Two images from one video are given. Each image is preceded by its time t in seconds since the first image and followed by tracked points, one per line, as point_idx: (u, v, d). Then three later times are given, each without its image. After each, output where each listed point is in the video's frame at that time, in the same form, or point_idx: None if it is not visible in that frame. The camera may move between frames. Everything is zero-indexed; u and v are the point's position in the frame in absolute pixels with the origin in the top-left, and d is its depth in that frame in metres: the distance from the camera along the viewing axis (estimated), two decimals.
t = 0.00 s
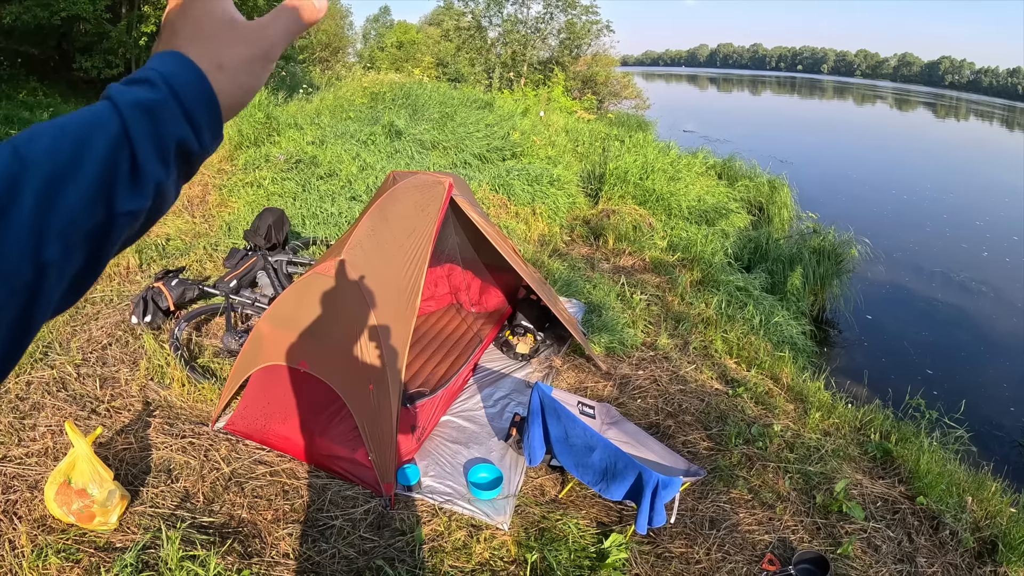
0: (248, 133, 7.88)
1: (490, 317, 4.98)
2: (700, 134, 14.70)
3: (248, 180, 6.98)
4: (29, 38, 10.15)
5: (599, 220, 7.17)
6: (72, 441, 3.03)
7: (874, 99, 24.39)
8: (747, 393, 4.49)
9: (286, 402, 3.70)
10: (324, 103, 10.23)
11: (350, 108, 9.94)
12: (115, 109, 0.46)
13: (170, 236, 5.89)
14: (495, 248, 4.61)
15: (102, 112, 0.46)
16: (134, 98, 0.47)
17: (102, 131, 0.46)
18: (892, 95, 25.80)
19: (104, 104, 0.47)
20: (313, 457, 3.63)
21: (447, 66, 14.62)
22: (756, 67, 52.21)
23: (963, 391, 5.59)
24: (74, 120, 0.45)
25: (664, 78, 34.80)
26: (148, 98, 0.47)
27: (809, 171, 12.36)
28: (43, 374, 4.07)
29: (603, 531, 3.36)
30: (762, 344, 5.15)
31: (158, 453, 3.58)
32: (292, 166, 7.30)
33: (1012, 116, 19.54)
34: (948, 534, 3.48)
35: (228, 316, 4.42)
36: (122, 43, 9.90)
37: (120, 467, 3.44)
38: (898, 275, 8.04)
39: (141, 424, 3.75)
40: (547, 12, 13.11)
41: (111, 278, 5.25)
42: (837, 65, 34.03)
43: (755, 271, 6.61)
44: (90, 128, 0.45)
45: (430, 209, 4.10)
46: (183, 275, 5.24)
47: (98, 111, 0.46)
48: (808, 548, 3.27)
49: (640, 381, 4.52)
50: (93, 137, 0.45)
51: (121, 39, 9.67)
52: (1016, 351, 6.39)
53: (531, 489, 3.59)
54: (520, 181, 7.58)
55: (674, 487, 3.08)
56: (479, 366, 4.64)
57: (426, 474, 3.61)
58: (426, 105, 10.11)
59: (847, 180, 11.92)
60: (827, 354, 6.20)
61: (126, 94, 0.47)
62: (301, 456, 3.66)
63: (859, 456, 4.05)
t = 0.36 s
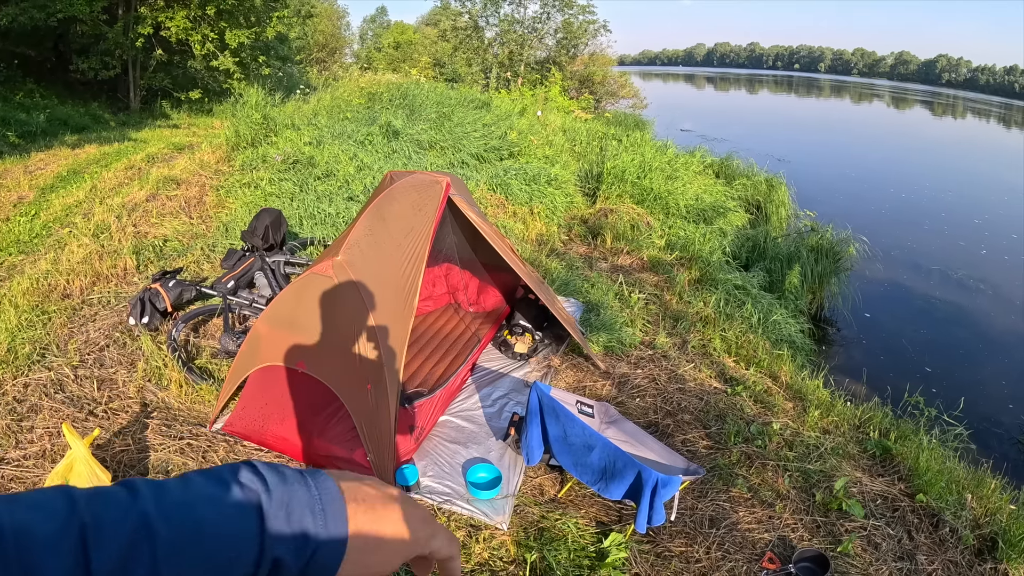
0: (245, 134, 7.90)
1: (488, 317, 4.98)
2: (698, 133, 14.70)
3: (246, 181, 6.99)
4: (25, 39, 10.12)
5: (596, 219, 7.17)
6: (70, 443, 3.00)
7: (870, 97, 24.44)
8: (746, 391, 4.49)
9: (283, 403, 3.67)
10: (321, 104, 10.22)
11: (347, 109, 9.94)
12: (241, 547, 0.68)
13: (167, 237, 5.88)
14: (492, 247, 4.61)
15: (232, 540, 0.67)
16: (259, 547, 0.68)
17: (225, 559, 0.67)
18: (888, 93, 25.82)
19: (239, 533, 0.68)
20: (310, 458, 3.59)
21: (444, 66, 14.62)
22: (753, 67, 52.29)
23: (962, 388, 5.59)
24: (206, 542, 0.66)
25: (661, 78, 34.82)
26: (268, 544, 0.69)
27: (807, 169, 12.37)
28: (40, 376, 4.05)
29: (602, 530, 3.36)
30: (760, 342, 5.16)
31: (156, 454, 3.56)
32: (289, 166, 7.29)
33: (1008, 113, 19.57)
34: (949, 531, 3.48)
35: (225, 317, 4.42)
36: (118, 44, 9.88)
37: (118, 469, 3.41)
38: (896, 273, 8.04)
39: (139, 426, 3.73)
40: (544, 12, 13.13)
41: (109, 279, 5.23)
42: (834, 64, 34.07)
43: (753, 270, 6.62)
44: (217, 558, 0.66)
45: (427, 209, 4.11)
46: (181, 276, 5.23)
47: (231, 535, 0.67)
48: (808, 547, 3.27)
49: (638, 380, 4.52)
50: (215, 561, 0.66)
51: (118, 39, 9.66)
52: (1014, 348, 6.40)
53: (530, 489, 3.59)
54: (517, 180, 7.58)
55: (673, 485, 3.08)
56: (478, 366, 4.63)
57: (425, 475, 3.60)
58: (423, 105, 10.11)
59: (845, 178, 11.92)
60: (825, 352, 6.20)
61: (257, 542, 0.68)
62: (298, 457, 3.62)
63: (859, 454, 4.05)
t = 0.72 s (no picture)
0: (242, 134, 7.88)
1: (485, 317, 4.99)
2: (696, 133, 14.70)
3: (243, 181, 6.97)
4: (23, 40, 10.09)
5: (594, 219, 7.16)
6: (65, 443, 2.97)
7: (869, 97, 24.44)
8: (744, 391, 4.49)
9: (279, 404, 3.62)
10: (318, 104, 10.21)
11: (345, 109, 9.92)
12: (209, 389, 0.58)
13: (164, 238, 5.87)
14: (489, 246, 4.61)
15: (194, 381, 0.57)
16: (227, 383, 0.59)
17: (194, 407, 0.57)
18: (886, 92, 25.83)
19: (199, 372, 0.58)
20: (309, 459, 3.62)
21: (442, 66, 14.62)
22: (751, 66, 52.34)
23: (960, 387, 5.59)
24: (170, 392, 0.56)
25: (660, 78, 34.79)
26: (234, 383, 0.59)
27: (805, 168, 12.37)
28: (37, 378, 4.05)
29: (600, 530, 3.36)
30: (758, 342, 5.15)
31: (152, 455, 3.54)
32: (287, 166, 7.27)
33: (1007, 113, 19.59)
34: (947, 530, 3.48)
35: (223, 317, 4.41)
36: (116, 45, 9.86)
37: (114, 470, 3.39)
38: (895, 271, 8.04)
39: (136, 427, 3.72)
40: (542, 12, 13.12)
41: (106, 280, 5.22)
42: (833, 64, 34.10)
43: (751, 269, 6.61)
44: (185, 406, 0.56)
45: (424, 209, 4.11)
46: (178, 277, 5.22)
47: (191, 377, 0.58)
48: (806, 546, 3.26)
49: (636, 380, 4.52)
50: (186, 409, 0.57)
51: (115, 40, 9.64)
52: (1012, 347, 6.41)
53: (527, 489, 3.59)
54: (515, 180, 7.57)
55: (670, 485, 3.08)
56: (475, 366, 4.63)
57: (422, 475, 3.60)
58: (421, 105, 10.10)
59: (843, 177, 11.94)
60: (824, 351, 6.20)
61: (222, 377, 0.59)
62: (298, 458, 3.67)
63: (857, 453, 4.05)
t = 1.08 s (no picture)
0: (240, 135, 7.88)
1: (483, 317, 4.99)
2: (695, 134, 14.70)
3: (241, 182, 6.97)
4: (21, 41, 10.09)
5: (592, 220, 7.16)
6: (63, 444, 2.93)
7: (868, 96, 24.42)
8: (742, 391, 4.49)
9: (276, 405, 3.57)
10: (317, 105, 10.21)
11: (343, 110, 9.92)
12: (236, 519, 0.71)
13: (162, 239, 5.86)
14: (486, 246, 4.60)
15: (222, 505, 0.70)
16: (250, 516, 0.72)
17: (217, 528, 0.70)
18: (885, 92, 25.82)
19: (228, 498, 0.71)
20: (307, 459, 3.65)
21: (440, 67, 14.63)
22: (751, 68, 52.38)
23: (958, 388, 5.59)
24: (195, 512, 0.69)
25: (659, 78, 34.75)
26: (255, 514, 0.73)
27: (804, 169, 12.37)
28: (35, 379, 4.05)
29: (596, 531, 3.35)
30: (756, 342, 5.15)
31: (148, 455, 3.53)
32: (285, 167, 7.27)
33: (1005, 112, 19.59)
34: (945, 531, 3.47)
35: (221, 318, 4.45)
36: (114, 45, 9.86)
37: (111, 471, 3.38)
38: (893, 272, 8.05)
39: (133, 428, 3.72)
40: (540, 12, 13.12)
41: (104, 281, 5.22)
42: (832, 64, 34.10)
43: (749, 270, 6.61)
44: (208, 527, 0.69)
45: (420, 209, 4.09)
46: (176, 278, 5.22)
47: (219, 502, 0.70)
48: (803, 547, 3.26)
49: (633, 381, 4.52)
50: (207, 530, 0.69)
51: (114, 40, 9.64)
52: (1011, 347, 6.40)
53: (524, 490, 3.59)
54: (513, 180, 7.57)
55: (666, 486, 3.08)
56: (472, 367, 4.63)
57: (419, 476, 3.59)
58: (419, 106, 10.10)
59: (841, 178, 11.95)
60: (822, 352, 6.20)
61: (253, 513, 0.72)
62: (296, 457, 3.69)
63: (855, 454, 4.05)
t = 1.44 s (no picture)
0: (240, 136, 7.88)
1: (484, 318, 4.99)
2: (694, 134, 14.73)
3: (241, 183, 6.98)
4: (21, 41, 10.09)
5: (592, 220, 7.17)
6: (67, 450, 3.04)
7: (866, 97, 24.44)
8: (742, 392, 4.50)
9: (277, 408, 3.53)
10: (316, 106, 10.21)
11: (342, 111, 9.93)
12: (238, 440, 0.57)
13: (163, 240, 5.87)
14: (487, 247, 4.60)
15: (220, 435, 0.56)
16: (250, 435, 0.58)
17: (216, 458, 0.56)
18: (884, 93, 25.85)
19: (223, 424, 0.57)
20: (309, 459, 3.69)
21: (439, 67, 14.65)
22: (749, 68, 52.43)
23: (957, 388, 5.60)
24: (192, 445, 0.55)
25: (658, 79, 34.77)
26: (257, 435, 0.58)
27: (803, 169, 12.39)
28: (36, 379, 4.05)
29: (598, 531, 3.36)
30: (756, 343, 5.16)
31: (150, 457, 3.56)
32: (285, 168, 7.28)
33: (1003, 113, 19.63)
34: (945, 530, 3.48)
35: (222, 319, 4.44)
36: (113, 46, 9.86)
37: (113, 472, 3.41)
38: (892, 272, 8.06)
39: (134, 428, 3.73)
40: (540, 13, 13.14)
41: (104, 281, 5.22)
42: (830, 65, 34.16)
43: (749, 270, 6.62)
44: (208, 457, 0.55)
45: (422, 210, 4.11)
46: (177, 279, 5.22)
47: (214, 429, 0.56)
48: (804, 547, 3.27)
49: (633, 381, 4.52)
50: (205, 463, 0.55)
51: (114, 41, 9.62)
52: (1011, 347, 6.41)
53: (525, 490, 3.60)
54: (513, 181, 7.58)
55: (668, 486, 3.11)
56: (473, 367, 4.63)
57: (421, 476, 3.61)
58: (419, 107, 10.11)
59: (840, 178, 11.98)
60: (822, 352, 6.21)
61: (247, 429, 0.58)
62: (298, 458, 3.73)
63: (855, 454, 4.06)
